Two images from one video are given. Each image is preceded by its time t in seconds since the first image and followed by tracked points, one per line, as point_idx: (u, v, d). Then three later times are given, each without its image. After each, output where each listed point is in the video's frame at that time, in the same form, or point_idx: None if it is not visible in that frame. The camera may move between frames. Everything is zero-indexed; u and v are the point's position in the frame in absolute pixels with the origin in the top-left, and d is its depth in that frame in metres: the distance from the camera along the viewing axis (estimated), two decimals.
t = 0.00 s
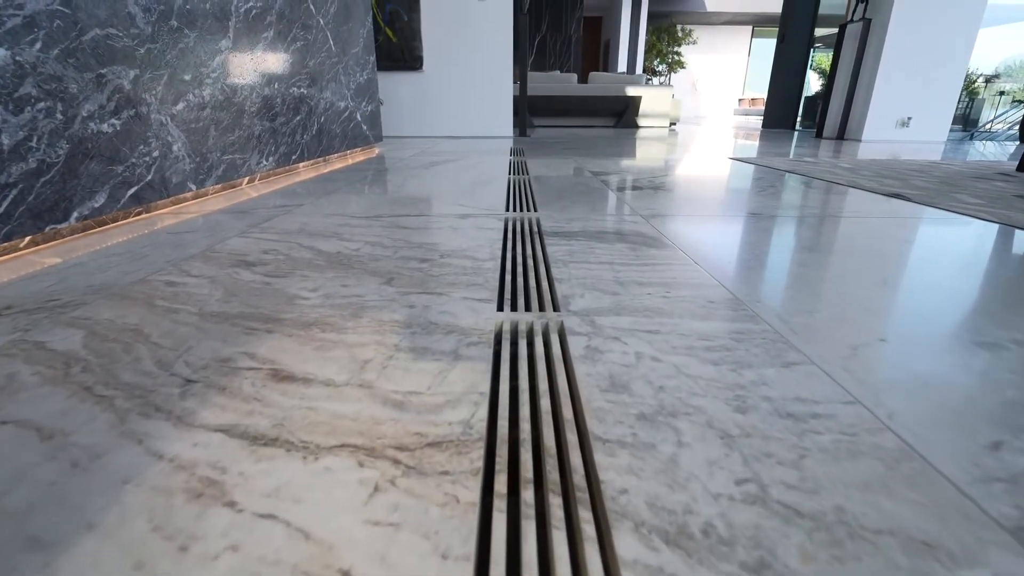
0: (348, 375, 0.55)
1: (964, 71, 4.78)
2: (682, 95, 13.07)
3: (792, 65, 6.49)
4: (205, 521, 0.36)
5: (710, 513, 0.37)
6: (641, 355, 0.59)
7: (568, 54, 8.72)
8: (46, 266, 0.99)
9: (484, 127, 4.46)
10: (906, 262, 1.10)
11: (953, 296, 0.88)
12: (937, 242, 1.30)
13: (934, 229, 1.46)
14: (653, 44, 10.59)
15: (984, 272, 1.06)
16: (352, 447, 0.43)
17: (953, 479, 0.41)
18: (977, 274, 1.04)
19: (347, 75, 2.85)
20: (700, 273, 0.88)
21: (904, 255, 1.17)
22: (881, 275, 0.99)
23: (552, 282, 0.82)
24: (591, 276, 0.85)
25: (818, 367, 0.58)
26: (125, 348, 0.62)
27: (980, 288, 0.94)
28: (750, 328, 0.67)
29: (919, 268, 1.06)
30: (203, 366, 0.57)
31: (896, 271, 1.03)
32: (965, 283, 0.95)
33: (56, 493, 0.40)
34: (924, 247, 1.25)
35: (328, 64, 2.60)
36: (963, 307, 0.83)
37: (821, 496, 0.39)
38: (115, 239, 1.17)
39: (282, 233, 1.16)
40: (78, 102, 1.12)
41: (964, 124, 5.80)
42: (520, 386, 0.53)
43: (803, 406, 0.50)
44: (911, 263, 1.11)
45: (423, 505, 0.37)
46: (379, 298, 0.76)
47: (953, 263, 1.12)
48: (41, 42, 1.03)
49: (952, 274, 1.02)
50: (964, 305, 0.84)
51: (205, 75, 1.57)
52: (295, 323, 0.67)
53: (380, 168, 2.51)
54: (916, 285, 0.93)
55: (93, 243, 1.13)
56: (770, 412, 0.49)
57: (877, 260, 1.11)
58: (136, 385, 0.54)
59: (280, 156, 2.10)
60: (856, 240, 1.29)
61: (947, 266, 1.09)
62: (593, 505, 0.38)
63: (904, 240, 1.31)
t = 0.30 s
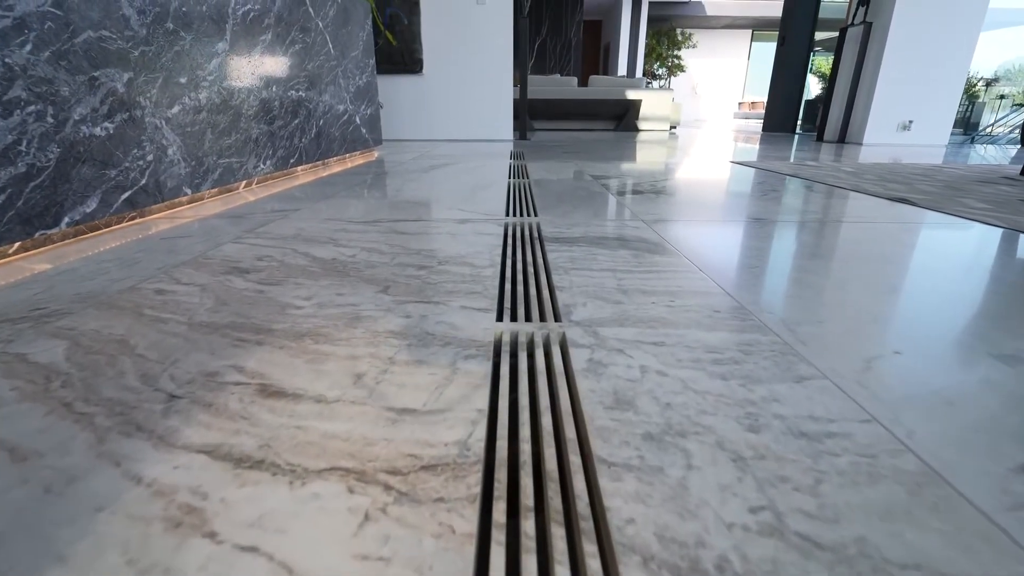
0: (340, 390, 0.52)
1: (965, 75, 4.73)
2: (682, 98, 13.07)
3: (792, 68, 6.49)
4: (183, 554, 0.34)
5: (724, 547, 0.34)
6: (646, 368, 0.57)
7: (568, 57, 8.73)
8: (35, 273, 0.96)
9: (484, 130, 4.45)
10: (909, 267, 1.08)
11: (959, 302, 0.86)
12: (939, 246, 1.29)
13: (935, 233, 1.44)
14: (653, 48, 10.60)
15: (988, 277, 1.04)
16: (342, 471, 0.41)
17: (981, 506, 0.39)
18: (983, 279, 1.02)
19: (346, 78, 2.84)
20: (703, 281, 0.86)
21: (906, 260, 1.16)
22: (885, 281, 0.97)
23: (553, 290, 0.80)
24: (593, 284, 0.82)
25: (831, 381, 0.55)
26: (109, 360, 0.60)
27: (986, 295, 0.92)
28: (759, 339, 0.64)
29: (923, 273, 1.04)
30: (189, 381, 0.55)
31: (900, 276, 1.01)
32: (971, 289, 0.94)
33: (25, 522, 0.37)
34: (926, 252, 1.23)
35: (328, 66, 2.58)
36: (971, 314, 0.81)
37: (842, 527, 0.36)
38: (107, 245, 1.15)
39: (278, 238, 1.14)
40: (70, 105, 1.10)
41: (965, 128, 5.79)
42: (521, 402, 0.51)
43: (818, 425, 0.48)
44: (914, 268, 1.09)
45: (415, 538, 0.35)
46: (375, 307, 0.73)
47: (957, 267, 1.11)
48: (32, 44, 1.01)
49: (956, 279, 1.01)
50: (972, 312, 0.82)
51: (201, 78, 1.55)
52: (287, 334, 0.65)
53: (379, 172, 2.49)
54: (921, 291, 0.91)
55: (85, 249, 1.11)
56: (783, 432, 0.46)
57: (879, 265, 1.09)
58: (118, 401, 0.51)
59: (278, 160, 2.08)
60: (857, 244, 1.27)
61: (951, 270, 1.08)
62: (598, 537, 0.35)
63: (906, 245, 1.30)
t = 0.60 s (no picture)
0: (332, 407, 0.50)
1: (965, 78, 4.72)
2: (682, 102, 13.08)
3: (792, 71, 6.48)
4: None
5: None
6: (653, 383, 0.54)
7: (568, 61, 8.73)
8: (23, 280, 0.94)
9: (484, 133, 4.44)
10: (911, 272, 1.07)
11: (965, 308, 0.84)
12: (941, 249, 1.27)
13: (938, 236, 1.43)
14: (653, 51, 10.61)
15: (991, 281, 1.03)
16: (332, 497, 0.39)
17: (1014, 538, 0.36)
18: (986, 284, 1.00)
19: (345, 81, 2.82)
20: (707, 289, 0.84)
21: (908, 263, 1.14)
22: (889, 286, 0.95)
23: (555, 299, 0.78)
24: (596, 292, 0.80)
25: (845, 397, 0.53)
26: (93, 374, 0.57)
27: (992, 300, 0.90)
28: (769, 351, 0.62)
29: (926, 277, 1.03)
30: (175, 397, 0.52)
31: (904, 281, 0.99)
32: (976, 295, 0.92)
33: None
34: (928, 255, 1.22)
35: (326, 70, 2.57)
36: (979, 321, 0.79)
37: (866, 561, 0.34)
38: (99, 251, 1.12)
39: (274, 244, 1.11)
40: (61, 109, 1.08)
41: (965, 131, 5.77)
42: (522, 421, 0.48)
43: (835, 446, 0.45)
44: (916, 271, 1.07)
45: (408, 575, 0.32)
46: (370, 317, 0.71)
47: (959, 271, 1.09)
48: (22, 47, 0.98)
49: (959, 283, 0.99)
50: (981, 319, 0.80)
51: (197, 81, 1.53)
52: (279, 346, 0.62)
53: (378, 176, 2.47)
54: (926, 296, 0.89)
55: (76, 256, 1.08)
56: (799, 454, 0.44)
57: (881, 269, 1.08)
58: (99, 419, 0.49)
59: (275, 164, 2.06)
60: (857, 248, 1.26)
61: (955, 274, 1.06)
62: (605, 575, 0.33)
63: (907, 248, 1.28)
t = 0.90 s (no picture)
0: (322, 426, 0.47)
1: (967, 81, 4.71)
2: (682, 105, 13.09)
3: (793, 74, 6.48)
4: None
5: None
6: (659, 399, 0.52)
7: (568, 64, 8.72)
8: (11, 288, 0.92)
9: (484, 137, 4.42)
10: (914, 276, 1.05)
11: (973, 315, 0.82)
12: (943, 253, 1.26)
13: (941, 240, 1.41)
14: (652, 55, 10.61)
15: (996, 285, 1.01)
16: (321, 526, 0.36)
17: None
18: (990, 288, 0.99)
19: (344, 85, 2.80)
20: (711, 298, 0.81)
21: (910, 267, 1.12)
22: (893, 291, 0.93)
23: (556, 308, 0.75)
24: (598, 301, 0.78)
25: (862, 414, 0.50)
26: (75, 389, 0.55)
27: (997, 305, 0.89)
28: (779, 364, 0.60)
29: (930, 282, 1.01)
30: (159, 415, 0.50)
31: (908, 286, 0.97)
32: (981, 300, 0.90)
33: None
34: (930, 259, 1.20)
35: (325, 74, 2.55)
36: (988, 327, 0.77)
37: None
38: (90, 257, 1.10)
39: (269, 251, 1.09)
40: (52, 112, 1.06)
41: (966, 134, 5.76)
42: (522, 441, 0.46)
43: (853, 469, 0.43)
44: (920, 275, 1.06)
45: None
46: (366, 328, 0.68)
47: (963, 275, 1.07)
48: (12, 50, 0.96)
49: (963, 288, 0.98)
50: (989, 326, 0.78)
51: (193, 84, 1.52)
52: (269, 359, 0.60)
53: (377, 180, 2.45)
54: (933, 302, 0.87)
55: (66, 262, 1.06)
56: (816, 477, 0.42)
57: (883, 273, 1.06)
58: (78, 438, 0.47)
59: (273, 168, 2.05)
60: (859, 252, 1.24)
61: (959, 279, 1.04)
62: None
63: (908, 252, 1.27)
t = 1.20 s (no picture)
0: (312, 446, 0.45)
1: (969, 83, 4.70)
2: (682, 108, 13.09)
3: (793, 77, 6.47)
4: None
5: None
6: (666, 416, 0.49)
7: (568, 67, 8.71)
8: None
9: (484, 140, 4.41)
10: (919, 281, 1.03)
11: (983, 323, 0.80)
12: (946, 257, 1.24)
13: (943, 244, 1.40)
14: (651, 59, 10.61)
15: (1003, 291, 0.99)
16: (307, 559, 0.34)
17: None
18: (994, 293, 0.97)
19: (343, 88, 2.79)
20: (714, 306, 0.79)
21: (914, 272, 1.10)
22: (899, 297, 0.91)
23: (557, 318, 0.73)
24: (601, 310, 0.75)
25: (878, 433, 0.48)
26: (55, 405, 0.53)
27: (1002, 310, 0.87)
28: (791, 378, 0.57)
29: (935, 287, 0.99)
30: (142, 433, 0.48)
31: (914, 292, 0.95)
32: (986, 306, 0.89)
33: None
34: (933, 263, 1.19)
35: (324, 77, 2.53)
36: (997, 335, 0.75)
37: None
38: (81, 263, 1.08)
39: (264, 257, 1.07)
40: (44, 116, 1.04)
41: (967, 137, 5.75)
42: (522, 462, 0.44)
43: (873, 494, 0.40)
44: (925, 281, 1.04)
45: None
46: (360, 338, 0.66)
47: (966, 279, 1.06)
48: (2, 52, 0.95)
49: (969, 294, 0.96)
50: (997, 334, 0.76)
51: (188, 87, 1.50)
52: (259, 373, 0.58)
53: (376, 183, 2.43)
54: (940, 309, 0.86)
55: (56, 268, 1.04)
56: (835, 504, 0.39)
57: (888, 279, 1.04)
58: (55, 459, 0.44)
59: (271, 171, 2.03)
60: (861, 257, 1.22)
61: (963, 284, 1.02)
62: None
63: (911, 256, 1.25)
